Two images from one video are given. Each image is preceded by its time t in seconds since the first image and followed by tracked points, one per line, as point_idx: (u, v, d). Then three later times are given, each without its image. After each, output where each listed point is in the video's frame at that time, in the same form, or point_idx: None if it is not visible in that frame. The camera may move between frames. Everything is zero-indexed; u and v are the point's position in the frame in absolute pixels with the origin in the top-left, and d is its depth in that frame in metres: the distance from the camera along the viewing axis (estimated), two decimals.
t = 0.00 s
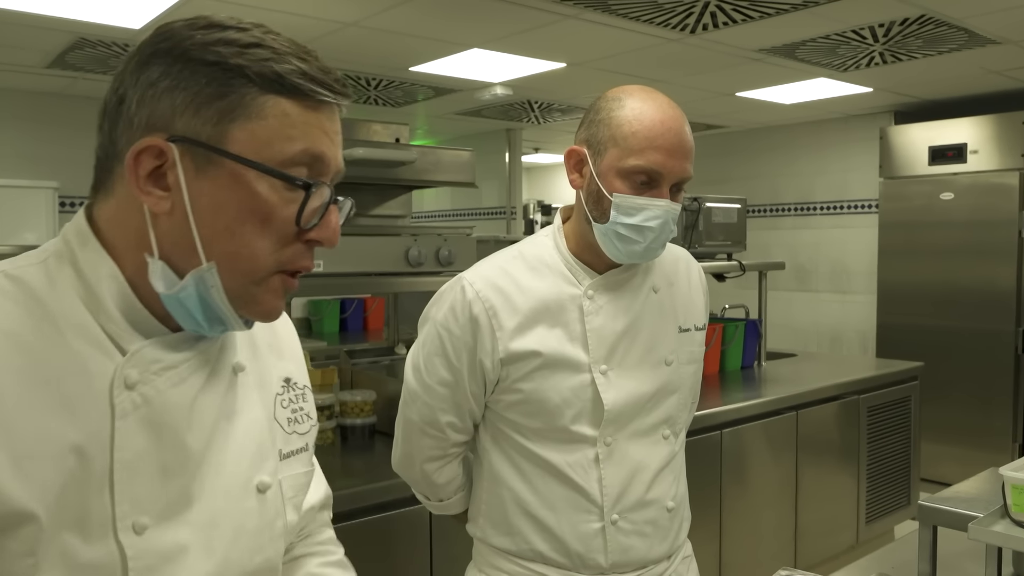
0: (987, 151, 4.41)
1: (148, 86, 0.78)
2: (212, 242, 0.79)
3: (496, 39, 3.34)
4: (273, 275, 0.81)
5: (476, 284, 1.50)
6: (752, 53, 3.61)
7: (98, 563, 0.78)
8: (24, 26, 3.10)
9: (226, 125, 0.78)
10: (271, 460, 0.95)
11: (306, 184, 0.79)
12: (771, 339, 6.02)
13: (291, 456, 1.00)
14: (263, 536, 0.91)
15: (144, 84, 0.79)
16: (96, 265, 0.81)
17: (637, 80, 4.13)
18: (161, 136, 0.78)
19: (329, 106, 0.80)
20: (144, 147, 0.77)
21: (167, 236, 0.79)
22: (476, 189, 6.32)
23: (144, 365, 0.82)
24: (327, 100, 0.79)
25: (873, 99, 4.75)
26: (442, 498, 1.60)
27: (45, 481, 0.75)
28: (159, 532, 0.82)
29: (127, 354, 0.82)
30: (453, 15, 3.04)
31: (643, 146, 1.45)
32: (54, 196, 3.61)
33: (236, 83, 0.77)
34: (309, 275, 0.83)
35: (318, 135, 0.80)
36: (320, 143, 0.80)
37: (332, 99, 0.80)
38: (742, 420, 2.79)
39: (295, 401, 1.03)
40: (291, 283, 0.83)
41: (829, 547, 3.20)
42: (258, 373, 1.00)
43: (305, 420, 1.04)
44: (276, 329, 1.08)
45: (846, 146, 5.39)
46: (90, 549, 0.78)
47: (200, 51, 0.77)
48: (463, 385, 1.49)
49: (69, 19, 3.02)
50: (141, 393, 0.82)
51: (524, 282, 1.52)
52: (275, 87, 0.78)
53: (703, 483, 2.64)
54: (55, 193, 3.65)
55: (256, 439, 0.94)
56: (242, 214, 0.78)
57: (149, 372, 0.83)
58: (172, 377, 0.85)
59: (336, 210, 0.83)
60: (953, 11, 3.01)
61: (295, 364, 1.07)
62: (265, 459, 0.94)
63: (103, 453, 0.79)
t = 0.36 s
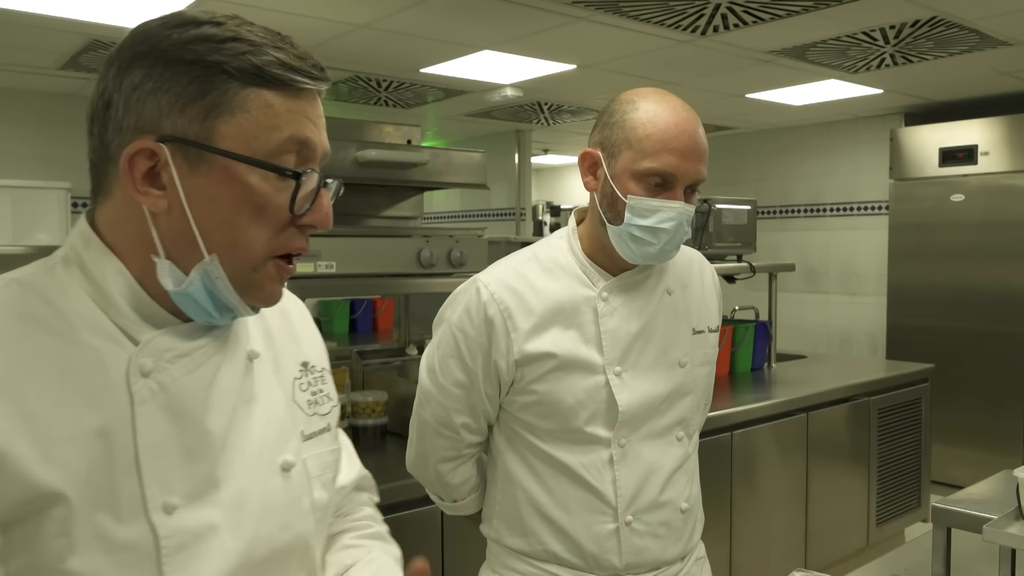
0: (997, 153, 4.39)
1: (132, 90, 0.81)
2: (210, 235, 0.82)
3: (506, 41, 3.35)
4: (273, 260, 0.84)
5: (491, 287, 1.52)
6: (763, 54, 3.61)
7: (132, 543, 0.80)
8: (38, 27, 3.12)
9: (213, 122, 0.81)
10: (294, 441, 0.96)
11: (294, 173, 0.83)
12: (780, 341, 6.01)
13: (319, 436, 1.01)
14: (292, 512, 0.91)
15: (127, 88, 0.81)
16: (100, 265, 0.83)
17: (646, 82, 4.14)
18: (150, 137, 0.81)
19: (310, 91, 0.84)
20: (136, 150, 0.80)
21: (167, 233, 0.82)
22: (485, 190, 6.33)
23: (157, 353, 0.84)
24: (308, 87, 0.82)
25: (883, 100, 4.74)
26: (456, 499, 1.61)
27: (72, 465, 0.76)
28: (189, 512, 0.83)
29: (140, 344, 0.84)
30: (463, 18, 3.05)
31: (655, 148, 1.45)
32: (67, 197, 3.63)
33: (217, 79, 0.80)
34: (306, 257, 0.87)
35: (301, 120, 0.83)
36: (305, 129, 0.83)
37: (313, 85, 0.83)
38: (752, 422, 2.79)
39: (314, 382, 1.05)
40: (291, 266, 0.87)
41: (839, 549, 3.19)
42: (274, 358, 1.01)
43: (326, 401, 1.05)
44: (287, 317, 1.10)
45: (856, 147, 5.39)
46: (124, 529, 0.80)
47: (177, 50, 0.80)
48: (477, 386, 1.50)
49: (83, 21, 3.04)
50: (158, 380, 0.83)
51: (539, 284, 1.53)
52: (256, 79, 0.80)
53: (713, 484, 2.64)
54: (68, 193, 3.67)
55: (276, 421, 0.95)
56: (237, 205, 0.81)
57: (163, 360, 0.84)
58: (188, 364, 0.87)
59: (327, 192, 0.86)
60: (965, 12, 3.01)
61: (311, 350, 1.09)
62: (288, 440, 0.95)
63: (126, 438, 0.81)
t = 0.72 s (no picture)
0: (1001, 160, 4.39)
1: (219, 85, 0.87)
2: (293, 211, 0.88)
3: (512, 46, 3.36)
4: (349, 233, 0.90)
5: (506, 289, 1.53)
6: (767, 61, 3.63)
7: (251, 492, 0.84)
8: (46, 30, 3.13)
9: (290, 110, 0.87)
10: (372, 410, 1.02)
11: (362, 151, 0.89)
12: (783, 346, 6.02)
13: (392, 407, 1.06)
14: (377, 473, 0.97)
15: (215, 84, 0.87)
16: (195, 249, 0.89)
17: (651, 87, 4.15)
18: (236, 125, 0.87)
19: (371, 82, 0.90)
20: (224, 136, 0.86)
21: (252, 213, 0.88)
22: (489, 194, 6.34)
23: (255, 325, 0.90)
24: (372, 76, 0.89)
25: (887, 107, 4.75)
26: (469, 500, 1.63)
27: (192, 424, 0.82)
28: (298, 465, 0.88)
29: (237, 317, 0.89)
30: (469, 23, 3.07)
31: (634, 143, 1.47)
32: (72, 199, 3.65)
33: (292, 72, 0.86)
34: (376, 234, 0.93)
35: (365, 108, 0.89)
36: (369, 115, 0.89)
37: (376, 77, 0.89)
38: (755, 427, 2.80)
39: (378, 364, 1.10)
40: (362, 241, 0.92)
41: (842, 555, 3.20)
42: (346, 338, 1.07)
43: (391, 378, 1.10)
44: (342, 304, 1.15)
45: (859, 153, 5.40)
46: (243, 480, 0.84)
47: (257, 49, 0.86)
48: (490, 388, 1.52)
49: (92, 24, 3.05)
50: (256, 349, 0.89)
51: (552, 287, 1.54)
52: (326, 72, 0.87)
53: (717, 488, 2.65)
54: (74, 195, 3.68)
55: (357, 392, 1.01)
56: (314, 184, 0.87)
57: (260, 331, 0.90)
58: (281, 333, 0.92)
59: (389, 174, 0.92)
60: (969, 20, 3.01)
61: (367, 336, 1.14)
62: (367, 409, 1.01)
63: (237, 399, 0.86)
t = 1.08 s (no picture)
0: (1003, 164, 4.39)
1: (270, 98, 0.93)
2: (336, 213, 0.92)
3: (515, 50, 3.37)
4: (386, 233, 0.94)
5: (504, 297, 1.58)
6: (771, 65, 3.63)
7: (317, 476, 0.88)
8: (51, 33, 3.15)
9: (335, 118, 0.91)
10: (412, 409, 1.06)
11: (401, 155, 0.93)
12: (785, 349, 6.02)
13: (429, 409, 1.11)
14: (424, 463, 1.02)
15: (267, 98, 0.93)
16: (249, 253, 0.93)
17: (654, 91, 4.16)
18: (285, 134, 0.91)
19: (408, 93, 0.95)
20: (274, 142, 0.90)
21: (300, 215, 0.93)
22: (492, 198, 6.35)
23: (309, 322, 0.94)
24: (408, 88, 0.94)
25: (890, 110, 4.75)
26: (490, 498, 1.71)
27: (262, 412, 0.85)
28: (355, 452, 0.92)
29: (292, 316, 0.93)
30: (473, 27, 3.08)
31: (566, 157, 1.53)
32: (76, 202, 3.65)
33: (337, 85, 0.91)
34: (410, 233, 0.97)
35: (403, 117, 0.94)
36: (406, 123, 0.94)
37: (412, 88, 0.94)
38: (759, 430, 2.81)
39: (415, 369, 1.15)
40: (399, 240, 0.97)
41: (845, 558, 3.20)
42: (386, 341, 1.12)
43: (426, 381, 1.15)
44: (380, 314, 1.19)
45: (862, 156, 5.40)
46: (309, 465, 0.88)
47: (304, 64, 0.91)
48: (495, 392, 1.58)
49: (98, 28, 3.07)
50: (310, 344, 0.93)
51: (549, 295, 1.57)
52: (367, 83, 0.92)
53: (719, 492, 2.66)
54: (78, 198, 3.69)
55: (400, 389, 1.05)
56: (357, 186, 0.92)
57: (313, 328, 0.94)
58: (331, 331, 0.96)
59: (426, 179, 0.97)
60: (972, 24, 3.02)
61: (403, 344, 1.18)
62: (408, 407, 1.06)
63: (297, 390, 0.90)
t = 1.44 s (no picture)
0: (998, 165, 4.40)
1: (272, 99, 0.93)
2: (337, 215, 0.92)
3: (511, 50, 3.38)
4: (387, 235, 0.95)
5: (502, 303, 1.63)
6: (767, 66, 3.64)
7: (301, 484, 0.88)
8: (47, 33, 3.14)
9: (336, 120, 0.91)
10: (414, 413, 1.06)
11: (402, 158, 0.93)
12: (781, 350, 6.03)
13: (434, 412, 1.09)
14: (422, 470, 1.01)
15: (269, 99, 0.93)
16: (248, 258, 0.94)
17: (650, 91, 4.17)
18: (288, 135, 0.92)
19: (410, 96, 0.96)
20: (277, 144, 0.91)
21: (300, 216, 0.93)
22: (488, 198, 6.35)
23: (302, 328, 0.95)
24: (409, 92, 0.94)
25: (885, 111, 4.77)
26: (509, 486, 1.77)
27: (249, 417, 0.87)
28: (344, 460, 0.92)
29: (285, 321, 0.94)
30: (469, 27, 3.08)
31: (554, 173, 1.55)
32: (73, 202, 3.65)
33: (339, 88, 0.92)
34: (409, 235, 0.97)
35: (405, 120, 0.95)
36: (406, 127, 0.95)
37: (412, 92, 0.95)
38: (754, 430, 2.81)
39: (422, 371, 1.13)
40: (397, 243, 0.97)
41: (840, 558, 3.21)
42: (391, 344, 1.12)
43: (433, 385, 1.13)
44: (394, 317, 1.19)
45: (857, 157, 5.41)
46: (294, 473, 0.88)
47: (307, 66, 0.92)
48: (497, 391, 1.65)
49: (94, 28, 3.06)
50: (302, 351, 0.94)
51: (545, 301, 1.61)
52: (369, 87, 0.92)
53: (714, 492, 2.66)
54: (74, 198, 3.69)
55: (402, 394, 1.05)
56: (359, 189, 0.92)
57: (306, 335, 0.95)
58: (324, 338, 0.97)
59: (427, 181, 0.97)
60: (966, 26, 3.03)
61: (414, 346, 1.17)
62: (411, 412, 1.05)
63: (286, 396, 0.91)
